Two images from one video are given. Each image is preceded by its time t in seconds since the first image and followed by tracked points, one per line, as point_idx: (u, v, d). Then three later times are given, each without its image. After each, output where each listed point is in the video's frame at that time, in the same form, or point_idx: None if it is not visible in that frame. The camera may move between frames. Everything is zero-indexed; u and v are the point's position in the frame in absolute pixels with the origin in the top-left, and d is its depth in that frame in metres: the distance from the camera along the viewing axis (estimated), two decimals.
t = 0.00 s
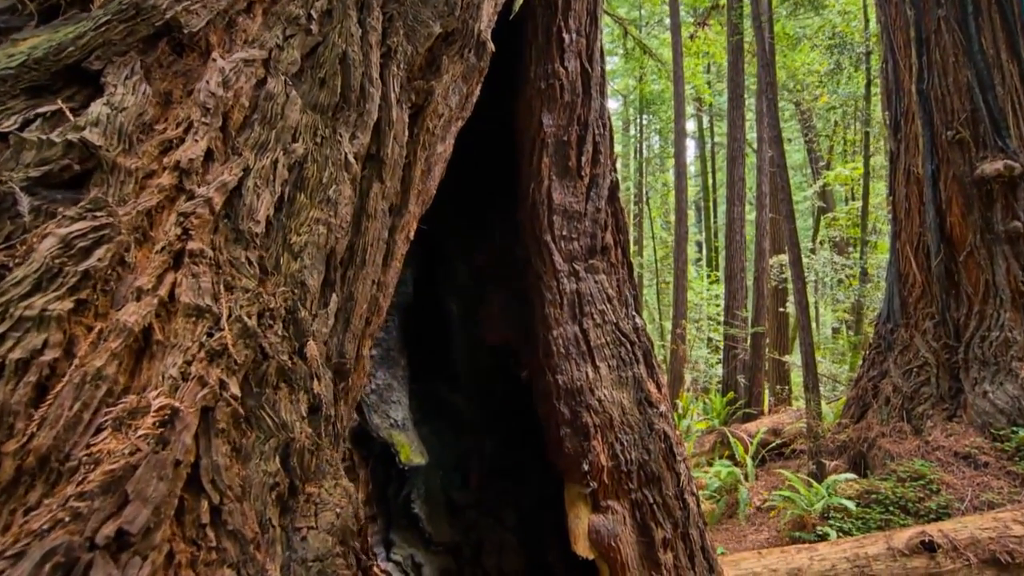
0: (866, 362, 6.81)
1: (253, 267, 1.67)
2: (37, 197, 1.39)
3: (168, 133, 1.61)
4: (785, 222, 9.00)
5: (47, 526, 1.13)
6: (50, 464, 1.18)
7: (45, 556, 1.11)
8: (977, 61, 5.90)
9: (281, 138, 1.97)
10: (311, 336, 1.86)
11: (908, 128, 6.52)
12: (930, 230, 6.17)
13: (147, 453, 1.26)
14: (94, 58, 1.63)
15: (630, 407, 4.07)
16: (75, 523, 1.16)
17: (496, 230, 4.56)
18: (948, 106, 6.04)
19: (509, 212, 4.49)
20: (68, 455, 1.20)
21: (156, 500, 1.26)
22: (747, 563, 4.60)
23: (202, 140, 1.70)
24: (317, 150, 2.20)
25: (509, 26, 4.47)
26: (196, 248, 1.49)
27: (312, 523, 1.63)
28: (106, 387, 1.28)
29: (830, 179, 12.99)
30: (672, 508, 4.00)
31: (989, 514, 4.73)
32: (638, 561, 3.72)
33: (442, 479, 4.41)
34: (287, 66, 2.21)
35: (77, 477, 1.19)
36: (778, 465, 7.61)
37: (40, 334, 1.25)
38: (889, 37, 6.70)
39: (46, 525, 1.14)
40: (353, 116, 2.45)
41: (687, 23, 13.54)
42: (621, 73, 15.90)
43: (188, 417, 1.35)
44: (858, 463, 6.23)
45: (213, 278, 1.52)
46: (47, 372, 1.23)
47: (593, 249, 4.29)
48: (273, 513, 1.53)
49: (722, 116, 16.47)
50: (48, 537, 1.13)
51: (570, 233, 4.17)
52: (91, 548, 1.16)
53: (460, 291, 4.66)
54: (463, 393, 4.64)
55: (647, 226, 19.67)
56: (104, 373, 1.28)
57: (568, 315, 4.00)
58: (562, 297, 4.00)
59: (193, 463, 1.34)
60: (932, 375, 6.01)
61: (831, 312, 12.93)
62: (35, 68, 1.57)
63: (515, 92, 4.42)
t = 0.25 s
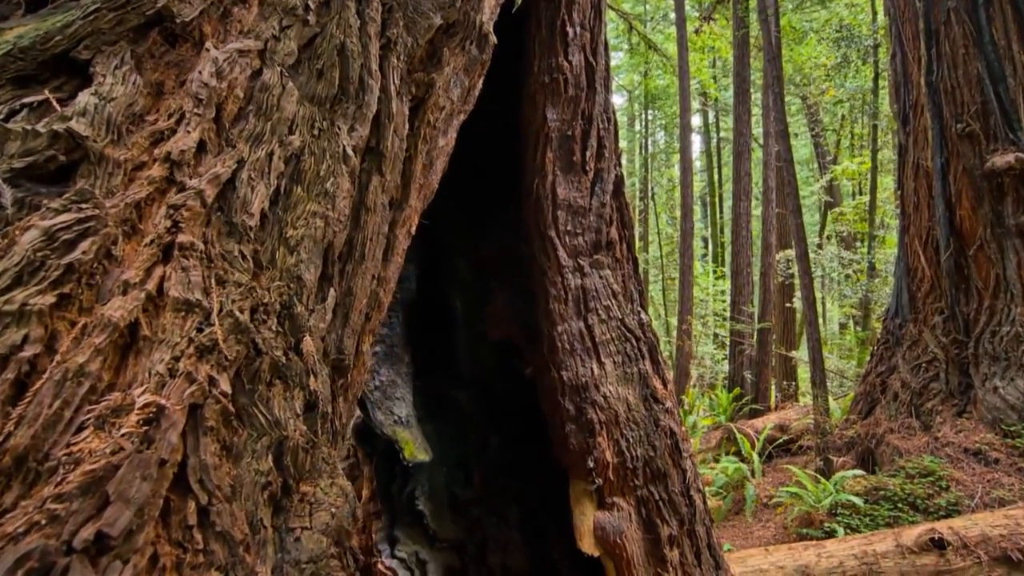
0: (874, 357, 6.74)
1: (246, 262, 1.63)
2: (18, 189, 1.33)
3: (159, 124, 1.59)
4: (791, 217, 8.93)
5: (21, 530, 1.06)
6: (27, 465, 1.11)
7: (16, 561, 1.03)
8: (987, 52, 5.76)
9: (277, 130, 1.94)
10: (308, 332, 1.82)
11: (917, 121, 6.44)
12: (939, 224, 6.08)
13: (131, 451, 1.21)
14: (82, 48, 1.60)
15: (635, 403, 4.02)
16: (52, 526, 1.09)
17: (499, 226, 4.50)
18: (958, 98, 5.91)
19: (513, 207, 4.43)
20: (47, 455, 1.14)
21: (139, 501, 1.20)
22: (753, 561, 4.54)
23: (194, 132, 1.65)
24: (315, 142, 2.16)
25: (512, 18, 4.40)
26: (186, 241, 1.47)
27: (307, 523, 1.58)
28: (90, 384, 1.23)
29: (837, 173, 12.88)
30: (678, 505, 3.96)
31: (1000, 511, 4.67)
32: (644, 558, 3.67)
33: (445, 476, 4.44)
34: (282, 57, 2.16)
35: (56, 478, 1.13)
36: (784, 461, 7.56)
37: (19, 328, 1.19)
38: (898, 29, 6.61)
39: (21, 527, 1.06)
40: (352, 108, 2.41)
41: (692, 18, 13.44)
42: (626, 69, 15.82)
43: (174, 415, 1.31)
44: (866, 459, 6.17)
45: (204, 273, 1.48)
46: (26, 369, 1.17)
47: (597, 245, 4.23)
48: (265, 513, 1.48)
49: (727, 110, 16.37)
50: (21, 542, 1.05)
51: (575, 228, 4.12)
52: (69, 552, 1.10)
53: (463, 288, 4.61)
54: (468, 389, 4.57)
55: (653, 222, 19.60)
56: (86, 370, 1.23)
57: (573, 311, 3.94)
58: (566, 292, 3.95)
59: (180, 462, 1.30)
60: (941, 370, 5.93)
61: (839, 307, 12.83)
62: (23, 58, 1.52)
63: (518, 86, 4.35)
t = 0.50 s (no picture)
0: (882, 353, 6.67)
1: (238, 256, 1.59)
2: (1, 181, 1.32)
3: (149, 115, 1.55)
4: (798, 212, 8.83)
5: None
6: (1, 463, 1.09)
7: None
8: (997, 42, 5.64)
9: (272, 122, 1.89)
10: (303, 328, 1.78)
11: (925, 113, 6.34)
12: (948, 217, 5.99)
13: (110, 452, 1.18)
14: (69, 37, 1.57)
15: (641, 399, 3.97)
16: (25, 528, 1.06)
17: (504, 221, 4.45)
18: (967, 89, 5.81)
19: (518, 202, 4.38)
20: (22, 453, 1.11)
21: (119, 503, 1.17)
22: (760, 558, 4.50)
23: (184, 123, 1.61)
24: (311, 134, 2.11)
25: (515, 11, 4.33)
26: (175, 234, 1.44)
27: (299, 524, 1.54)
28: (71, 380, 1.21)
29: (844, 167, 12.75)
30: (683, 502, 3.91)
31: (1010, 508, 4.60)
32: (649, 555, 3.64)
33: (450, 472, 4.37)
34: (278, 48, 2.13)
35: (31, 480, 1.10)
36: (791, 457, 7.50)
37: None
38: (906, 20, 6.51)
39: None
40: (350, 100, 2.37)
41: (697, 12, 13.33)
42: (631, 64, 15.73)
43: (158, 413, 1.27)
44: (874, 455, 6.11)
45: (194, 267, 1.45)
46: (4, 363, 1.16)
47: (602, 240, 4.18)
48: (256, 514, 1.45)
49: (733, 105, 16.25)
50: None
51: (579, 223, 4.06)
52: (42, 557, 1.06)
53: (467, 283, 4.55)
54: (472, 385, 4.51)
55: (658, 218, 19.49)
56: (66, 367, 1.21)
57: (578, 306, 3.89)
58: (571, 288, 3.90)
59: (164, 462, 1.26)
60: (949, 365, 5.86)
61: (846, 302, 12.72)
62: (8, 48, 1.51)
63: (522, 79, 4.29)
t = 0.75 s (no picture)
0: (889, 349, 6.61)
1: (231, 250, 1.56)
2: None
3: (139, 107, 1.52)
4: (804, 207, 8.76)
5: None
6: None
7: None
8: (1007, 34, 5.51)
9: (267, 114, 1.85)
10: (299, 324, 1.75)
11: (933, 107, 6.26)
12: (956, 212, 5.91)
13: (92, 450, 1.15)
14: (56, 26, 1.53)
15: (645, 396, 3.93)
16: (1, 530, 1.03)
17: (508, 216, 4.40)
18: (976, 82, 5.71)
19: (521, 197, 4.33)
20: None
21: (99, 505, 1.14)
22: (766, 555, 4.45)
23: (176, 114, 1.57)
24: (308, 127, 2.07)
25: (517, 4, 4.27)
26: (164, 227, 1.40)
27: (293, 525, 1.51)
28: (53, 376, 1.18)
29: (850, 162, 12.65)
30: (688, 499, 3.87)
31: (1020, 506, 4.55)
32: (655, 552, 3.60)
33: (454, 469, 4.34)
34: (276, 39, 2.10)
35: (8, 479, 1.07)
36: (798, 454, 7.45)
37: None
38: (914, 12, 6.42)
39: None
40: (348, 93, 2.33)
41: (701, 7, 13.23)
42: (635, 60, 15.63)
43: (143, 411, 1.23)
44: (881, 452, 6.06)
45: (184, 261, 1.41)
46: None
47: (606, 235, 4.12)
48: (247, 514, 1.42)
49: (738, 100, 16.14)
50: None
51: (583, 219, 4.01)
52: (16, 562, 1.03)
53: (470, 279, 4.50)
54: (476, 382, 4.47)
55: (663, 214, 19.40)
56: (47, 363, 1.18)
57: (582, 302, 3.85)
58: (575, 284, 3.85)
59: (149, 462, 1.23)
60: (958, 361, 5.79)
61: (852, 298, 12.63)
62: None
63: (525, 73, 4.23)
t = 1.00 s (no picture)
0: (897, 344, 6.53)
1: (222, 244, 1.53)
2: None
3: (129, 96, 1.49)
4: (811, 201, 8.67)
5: None
6: None
7: None
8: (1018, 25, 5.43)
9: (261, 105, 1.82)
10: (294, 319, 1.72)
11: (942, 99, 6.16)
12: (966, 205, 5.82)
13: (71, 449, 1.10)
14: (42, 13, 1.46)
15: (651, 392, 3.88)
16: None
17: (512, 210, 4.35)
18: (987, 74, 5.62)
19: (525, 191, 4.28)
20: None
21: (76, 507, 1.09)
22: (772, 552, 4.41)
23: (166, 104, 1.53)
24: (304, 118, 2.02)
25: None
26: (151, 219, 1.36)
27: (286, 525, 1.48)
28: (29, 376, 1.12)
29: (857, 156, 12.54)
30: (694, 496, 3.82)
31: None
32: (660, 549, 3.56)
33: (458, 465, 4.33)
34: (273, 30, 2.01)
35: None
36: (804, 450, 7.39)
37: None
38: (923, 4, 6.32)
39: None
40: (345, 84, 2.28)
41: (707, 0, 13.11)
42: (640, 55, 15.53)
43: (126, 409, 1.19)
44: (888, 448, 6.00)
45: (172, 254, 1.38)
46: None
47: (612, 230, 4.06)
48: (237, 515, 1.38)
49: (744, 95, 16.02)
50: None
51: (588, 214, 3.95)
52: None
53: (474, 273, 4.45)
54: (480, 377, 4.41)
55: (669, 210, 19.31)
56: (25, 360, 1.13)
57: (586, 298, 3.81)
58: (580, 280, 3.80)
59: (132, 461, 1.19)
60: (967, 357, 5.71)
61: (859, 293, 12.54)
62: None
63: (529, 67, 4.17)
